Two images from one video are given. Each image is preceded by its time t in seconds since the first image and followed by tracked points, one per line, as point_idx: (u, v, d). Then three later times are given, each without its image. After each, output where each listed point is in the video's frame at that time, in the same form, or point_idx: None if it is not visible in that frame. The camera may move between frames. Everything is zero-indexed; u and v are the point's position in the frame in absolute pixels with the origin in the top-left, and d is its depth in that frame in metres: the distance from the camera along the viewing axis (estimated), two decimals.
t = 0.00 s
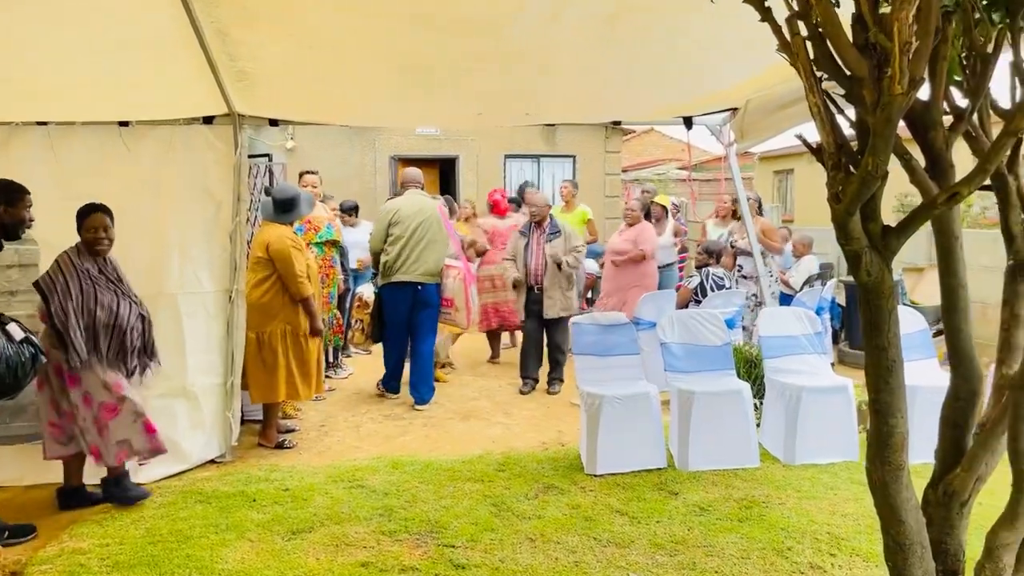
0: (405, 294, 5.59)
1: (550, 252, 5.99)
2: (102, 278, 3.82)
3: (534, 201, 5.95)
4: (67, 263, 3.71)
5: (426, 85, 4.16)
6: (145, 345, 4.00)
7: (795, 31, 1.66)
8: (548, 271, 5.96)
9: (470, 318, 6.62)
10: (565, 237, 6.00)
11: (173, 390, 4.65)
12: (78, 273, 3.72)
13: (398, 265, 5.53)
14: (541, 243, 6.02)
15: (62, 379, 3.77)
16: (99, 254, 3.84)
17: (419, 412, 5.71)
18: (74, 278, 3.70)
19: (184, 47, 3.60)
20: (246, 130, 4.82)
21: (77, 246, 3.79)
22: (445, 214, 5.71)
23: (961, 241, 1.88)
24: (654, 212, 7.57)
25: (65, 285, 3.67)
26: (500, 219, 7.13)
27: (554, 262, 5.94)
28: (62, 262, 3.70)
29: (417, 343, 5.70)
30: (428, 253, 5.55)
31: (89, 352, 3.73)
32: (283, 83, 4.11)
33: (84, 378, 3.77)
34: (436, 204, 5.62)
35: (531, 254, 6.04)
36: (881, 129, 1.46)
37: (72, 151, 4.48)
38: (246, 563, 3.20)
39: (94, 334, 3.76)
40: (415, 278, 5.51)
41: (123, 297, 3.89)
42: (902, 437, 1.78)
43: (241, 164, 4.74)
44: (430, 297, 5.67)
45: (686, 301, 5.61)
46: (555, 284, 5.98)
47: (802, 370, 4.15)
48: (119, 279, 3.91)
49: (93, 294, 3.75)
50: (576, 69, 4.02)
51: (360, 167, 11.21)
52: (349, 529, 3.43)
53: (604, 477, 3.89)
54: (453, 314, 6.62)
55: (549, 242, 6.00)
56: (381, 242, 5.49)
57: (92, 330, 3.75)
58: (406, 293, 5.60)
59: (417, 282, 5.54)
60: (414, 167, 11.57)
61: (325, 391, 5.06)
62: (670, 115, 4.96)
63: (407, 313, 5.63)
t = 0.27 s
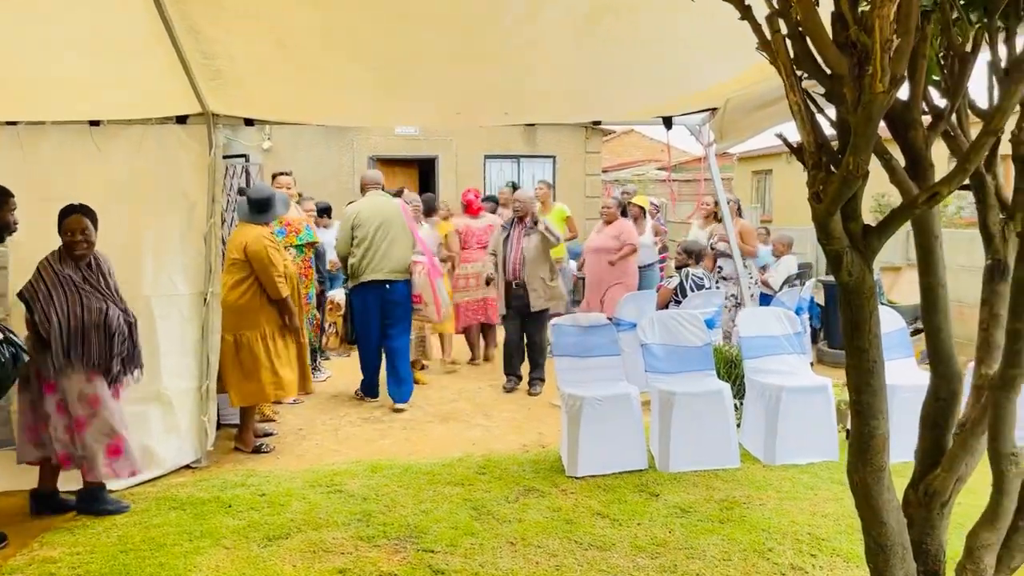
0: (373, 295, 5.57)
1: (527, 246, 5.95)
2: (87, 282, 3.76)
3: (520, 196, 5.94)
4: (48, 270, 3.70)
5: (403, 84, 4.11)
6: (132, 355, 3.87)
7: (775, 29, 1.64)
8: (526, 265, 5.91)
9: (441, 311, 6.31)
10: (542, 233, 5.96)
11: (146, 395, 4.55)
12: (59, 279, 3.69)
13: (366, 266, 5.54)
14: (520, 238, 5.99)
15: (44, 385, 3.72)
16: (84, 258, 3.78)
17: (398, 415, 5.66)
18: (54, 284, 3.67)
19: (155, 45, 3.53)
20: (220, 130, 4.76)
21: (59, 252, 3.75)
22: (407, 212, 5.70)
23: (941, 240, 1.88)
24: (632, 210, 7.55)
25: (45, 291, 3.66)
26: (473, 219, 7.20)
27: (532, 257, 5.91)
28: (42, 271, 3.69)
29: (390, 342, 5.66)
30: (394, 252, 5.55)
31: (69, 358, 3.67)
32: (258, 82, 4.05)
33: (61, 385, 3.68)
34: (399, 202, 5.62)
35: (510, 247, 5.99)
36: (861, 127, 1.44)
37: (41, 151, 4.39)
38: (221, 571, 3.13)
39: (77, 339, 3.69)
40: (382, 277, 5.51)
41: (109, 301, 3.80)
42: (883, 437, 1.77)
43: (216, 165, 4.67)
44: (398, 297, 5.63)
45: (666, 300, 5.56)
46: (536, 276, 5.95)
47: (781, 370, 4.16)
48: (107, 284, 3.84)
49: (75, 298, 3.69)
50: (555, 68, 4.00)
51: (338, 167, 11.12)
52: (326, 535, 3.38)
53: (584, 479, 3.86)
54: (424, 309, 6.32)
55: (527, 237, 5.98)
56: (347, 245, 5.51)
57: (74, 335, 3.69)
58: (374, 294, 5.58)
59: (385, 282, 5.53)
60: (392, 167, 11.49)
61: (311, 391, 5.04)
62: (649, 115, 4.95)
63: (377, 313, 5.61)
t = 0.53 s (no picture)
0: (342, 292, 5.75)
1: (501, 247, 5.89)
2: (68, 276, 3.67)
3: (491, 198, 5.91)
4: (29, 261, 3.60)
5: (376, 83, 4.06)
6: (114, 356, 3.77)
7: (749, 26, 1.60)
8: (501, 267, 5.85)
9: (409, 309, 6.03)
10: (516, 234, 5.88)
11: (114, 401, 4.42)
12: (40, 272, 3.60)
13: (331, 266, 5.73)
14: (494, 240, 5.95)
15: (19, 385, 3.62)
16: (65, 251, 3.69)
17: (375, 419, 5.59)
18: (36, 277, 3.58)
19: (121, 42, 3.45)
20: (189, 131, 4.69)
21: (41, 242, 3.66)
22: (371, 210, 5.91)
23: (916, 240, 1.86)
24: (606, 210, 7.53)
25: (26, 284, 3.56)
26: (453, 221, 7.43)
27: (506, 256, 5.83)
28: (23, 261, 3.59)
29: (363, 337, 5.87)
30: (358, 251, 5.74)
31: (48, 356, 3.57)
32: (228, 81, 3.97)
33: (35, 387, 3.60)
34: (361, 203, 5.81)
35: (484, 250, 5.94)
36: (837, 126, 1.41)
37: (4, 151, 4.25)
38: None
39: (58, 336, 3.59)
40: (348, 275, 5.70)
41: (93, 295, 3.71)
42: (861, 441, 1.75)
43: (186, 165, 4.62)
44: (364, 295, 5.82)
45: (645, 302, 5.61)
46: (512, 275, 5.87)
47: (759, 370, 4.14)
48: (88, 277, 3.76)
49: (56, 293, 3.60)
50: (531, 67, 3.96)
51: (316, 168, 11.01)
52: (299, 543, 3.31)
53: (563, 482, 3.83)
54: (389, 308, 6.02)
55: (500, 238, 5.92)
56: (311, 245, 5.70)
57: (55, 331, 3.59)
58: (341, 292, 5.77)
59: (351, 279, 5.72)
60: (371, 169, 11.39)
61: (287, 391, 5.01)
62: (625, 115, 4.94)
63: (347, 311, 5.79)
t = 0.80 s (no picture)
0: (316, 293, 5.80)
1: (478, 250, 5.88)
2: (55, 275, 3.61)
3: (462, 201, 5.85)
4: (12, 259, 3.52)
5: (349, 81, 4.00)
6: (103, 357, 3.73)
7: (723, 22, 1.57)
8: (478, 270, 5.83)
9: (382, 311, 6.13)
10: (491, 237, 5.89)
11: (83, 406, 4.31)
12: (26, 270, 3.53)
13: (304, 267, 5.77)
14: (469, 244, 5.93)
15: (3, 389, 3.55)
16: (50, 250, 3.64)
17: (351, 422, 5.52)
18: (22, 276, 3.51)
19: (85, 38, 3.36)
20: (161, 131, 4.58)
21: (24, 240, 3.58)
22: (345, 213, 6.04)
23: (891, 239, 1.84)
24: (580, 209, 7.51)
25: (12, 283, 3.48)
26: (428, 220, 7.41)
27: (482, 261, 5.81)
28: (8, 260, 3.51)
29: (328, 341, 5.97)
30: (331, 252, 5.80)
31: (37, 357, 3.52)
32: (198, 79, 3.90)
33: (21, 390, 3.54)
34: (334, 205, 5.87)
35: (460, 255, 5.91)
36: (811, 125, 1.38)
37: None
38: None
39: (47, 336, 3.54)
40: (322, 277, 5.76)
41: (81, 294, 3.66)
42: (839, 442, 1.72)
43: (157, 166, 4.51)
44: (338, 295, 5.90)
45: (624, 301, 5.63)
46: (488, 279, 5.83)
47: (736, 370, 4.15)
48: (72, 274, 3.71)
49: (44, 292, 3.54)
50: (507, 65, 3.92)
51: (292, 169, 10.90)
52: (273, 549, 3.24)
53: (541, 485, 3.79)
54: (360, 309, 6.07)
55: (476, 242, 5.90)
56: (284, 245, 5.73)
57: (43, 331, 3.54)
58: (315, 292, 5.82)
59: (326, 279, 5.79)
60: (348, 169, 11.29)
61: (259, 392, 4.94)
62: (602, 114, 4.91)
63: (319, 312, 5.85)
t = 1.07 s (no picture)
0: (291, 294, 5.77)
1: (467, 245, 5.87)
2: (47, 275, 3.60)
3: (449, 199, 5.86)
4: (7, 258, 3.48)
5: (328, 82, 3.94)
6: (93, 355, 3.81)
7: (707, 21, 1.54)
8: (467, 263, 5.83)
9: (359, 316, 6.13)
10: (480, 232, 5.92)
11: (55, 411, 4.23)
12: (20, 270, 3.50)
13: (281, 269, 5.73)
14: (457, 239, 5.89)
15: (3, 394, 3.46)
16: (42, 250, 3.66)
17: (332, 426, 5.46)
18: (16, 276, 3.47)
19: (56, 38, 3.29)
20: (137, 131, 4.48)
21: (15, 239, 3.56)
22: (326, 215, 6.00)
23: (875, 241, 1.83)
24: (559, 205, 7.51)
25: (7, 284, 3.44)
26: (405, 220, 7.39)
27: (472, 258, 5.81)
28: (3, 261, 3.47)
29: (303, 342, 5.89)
30: (307, 255, 5.75)
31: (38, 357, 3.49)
32: (174, 80, 3.83)
33: (26, 391, 3.49)
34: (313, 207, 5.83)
35: (448, 250, 5.85)
36: (795, 127, 1.36)
37: None
38: None
39: (44, 336, 3.52)
40: (298, 280, 5.72)
41: (72, 292, 3.68)
42: (824, 446, 1.71)
43: (132, 168, 4.40)
44: (313, 299, 5.85)
45: (607, 303, 5.61)
46: (477, 277, 5.85)
47: (720, 371, 4.13)
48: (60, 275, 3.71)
49: (38, 292, 3.53)
50: (487, 65, 3.89)
51: (273, 169, 10.79)
52: (252, 557, 3.18)
53: (524, 489, 3.76)
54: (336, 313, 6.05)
55: (464, 237, 5.89)
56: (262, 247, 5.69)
57: (41, 331, 3.51)
58: (292, 294, 5.78)
59: (303, 284, 5.76)
60: (328, 169, 11.19)
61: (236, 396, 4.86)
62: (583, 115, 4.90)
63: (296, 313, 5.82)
